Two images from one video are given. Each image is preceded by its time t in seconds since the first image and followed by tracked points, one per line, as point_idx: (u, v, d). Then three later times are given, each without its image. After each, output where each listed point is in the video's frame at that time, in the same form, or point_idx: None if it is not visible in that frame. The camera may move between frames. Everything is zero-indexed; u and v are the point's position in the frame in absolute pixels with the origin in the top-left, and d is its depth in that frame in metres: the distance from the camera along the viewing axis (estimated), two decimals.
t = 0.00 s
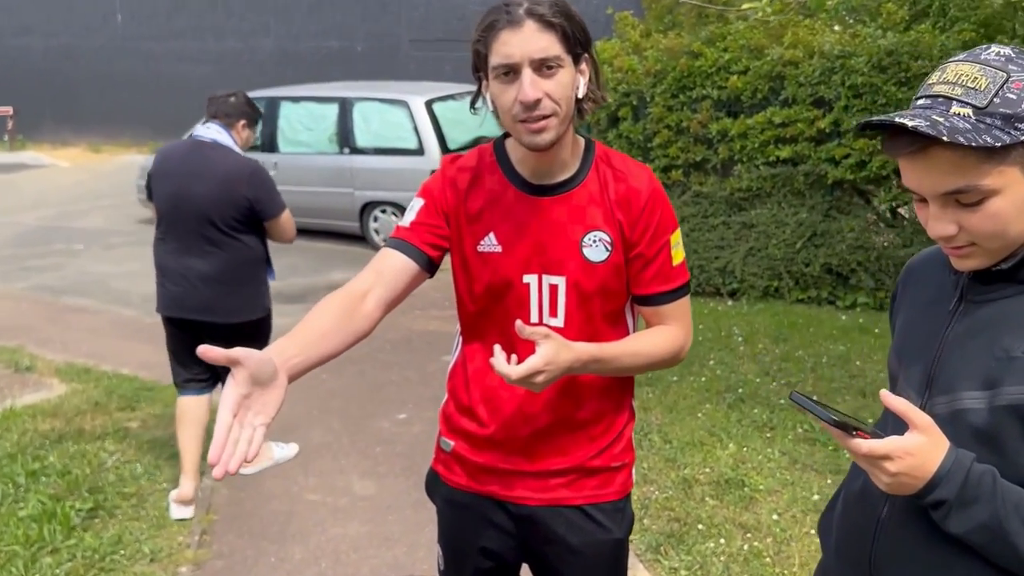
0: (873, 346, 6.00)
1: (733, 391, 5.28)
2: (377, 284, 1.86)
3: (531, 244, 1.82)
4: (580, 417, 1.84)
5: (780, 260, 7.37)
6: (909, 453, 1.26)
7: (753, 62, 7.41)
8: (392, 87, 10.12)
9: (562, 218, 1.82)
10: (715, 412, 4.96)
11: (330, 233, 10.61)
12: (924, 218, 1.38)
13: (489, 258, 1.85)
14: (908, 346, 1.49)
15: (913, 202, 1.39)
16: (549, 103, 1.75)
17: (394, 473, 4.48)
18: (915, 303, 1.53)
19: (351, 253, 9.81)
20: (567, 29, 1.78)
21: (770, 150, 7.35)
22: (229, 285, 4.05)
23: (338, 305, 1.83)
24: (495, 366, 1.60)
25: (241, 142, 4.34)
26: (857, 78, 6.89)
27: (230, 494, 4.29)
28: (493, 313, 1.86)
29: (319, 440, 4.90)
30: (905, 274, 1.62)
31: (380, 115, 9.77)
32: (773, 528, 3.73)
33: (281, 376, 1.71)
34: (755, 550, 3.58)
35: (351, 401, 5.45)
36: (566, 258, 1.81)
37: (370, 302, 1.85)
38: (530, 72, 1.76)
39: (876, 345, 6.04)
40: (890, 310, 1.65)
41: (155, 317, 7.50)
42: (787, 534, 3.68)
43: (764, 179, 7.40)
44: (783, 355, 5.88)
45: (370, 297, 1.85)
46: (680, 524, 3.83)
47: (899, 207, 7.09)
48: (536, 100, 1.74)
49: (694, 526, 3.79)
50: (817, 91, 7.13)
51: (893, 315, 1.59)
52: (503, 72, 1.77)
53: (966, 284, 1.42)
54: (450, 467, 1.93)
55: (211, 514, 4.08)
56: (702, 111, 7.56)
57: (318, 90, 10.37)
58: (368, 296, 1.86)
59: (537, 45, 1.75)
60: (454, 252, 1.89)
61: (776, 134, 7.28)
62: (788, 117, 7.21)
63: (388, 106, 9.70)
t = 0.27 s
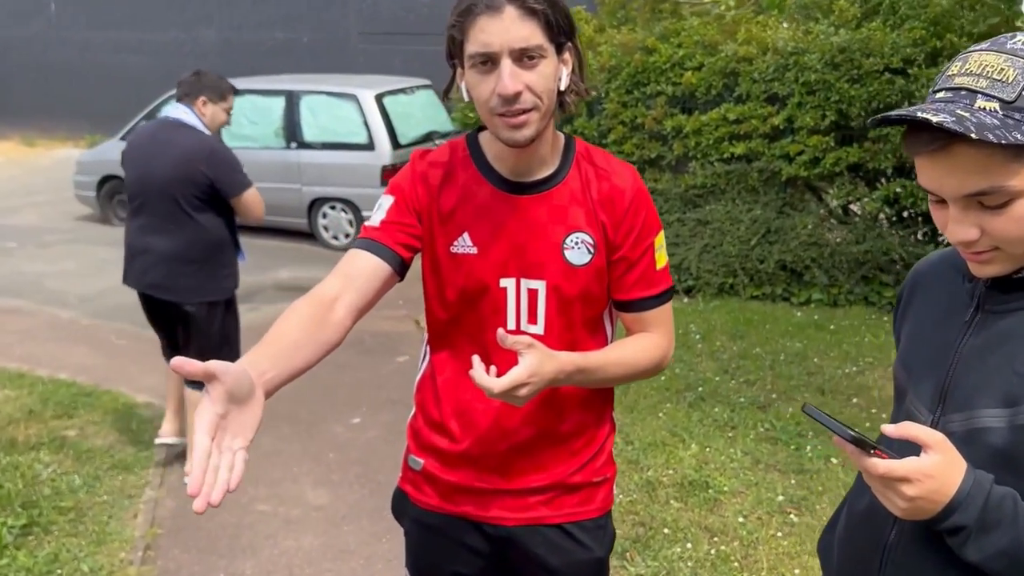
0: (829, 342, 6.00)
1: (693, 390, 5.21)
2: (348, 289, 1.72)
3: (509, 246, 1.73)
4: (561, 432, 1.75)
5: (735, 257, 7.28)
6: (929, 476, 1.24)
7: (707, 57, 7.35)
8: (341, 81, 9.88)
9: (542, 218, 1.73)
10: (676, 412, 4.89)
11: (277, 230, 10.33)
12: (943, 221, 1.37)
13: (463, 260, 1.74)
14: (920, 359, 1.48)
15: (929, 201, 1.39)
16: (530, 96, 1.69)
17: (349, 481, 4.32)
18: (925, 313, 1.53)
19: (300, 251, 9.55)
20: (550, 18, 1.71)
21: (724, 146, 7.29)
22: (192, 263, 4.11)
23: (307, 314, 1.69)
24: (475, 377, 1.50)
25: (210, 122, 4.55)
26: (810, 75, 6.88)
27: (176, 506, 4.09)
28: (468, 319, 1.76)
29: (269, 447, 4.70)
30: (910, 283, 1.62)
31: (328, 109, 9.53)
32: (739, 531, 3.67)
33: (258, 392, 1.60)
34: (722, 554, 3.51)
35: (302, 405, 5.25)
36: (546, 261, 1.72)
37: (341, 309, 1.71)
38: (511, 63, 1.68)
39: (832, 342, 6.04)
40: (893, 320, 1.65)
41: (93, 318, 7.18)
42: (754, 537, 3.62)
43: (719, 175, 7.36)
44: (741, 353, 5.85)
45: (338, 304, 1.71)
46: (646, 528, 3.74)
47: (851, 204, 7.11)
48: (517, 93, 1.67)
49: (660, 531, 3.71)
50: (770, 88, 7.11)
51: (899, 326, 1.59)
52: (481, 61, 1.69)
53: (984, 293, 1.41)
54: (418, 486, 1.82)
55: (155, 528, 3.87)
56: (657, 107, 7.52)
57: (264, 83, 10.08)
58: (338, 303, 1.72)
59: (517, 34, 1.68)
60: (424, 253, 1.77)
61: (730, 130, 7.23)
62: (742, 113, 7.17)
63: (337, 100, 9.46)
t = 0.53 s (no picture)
0: (786, 340, 5.99)
1: (654, 390, 5.11)
2: (353, 284, 1.63)
3: (515, 246, 1.76)
4: (564, 445, 1.84)
5: (688, 254, 7.20)
6: (1001, 508, 1.21)
7: (660, 53, 7.30)
8: (283, 72, 9.57)
9: (551, 216, 1.77)
10: (638, 413, 4.79)
11: (216, 227, 9.96)
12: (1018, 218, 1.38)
13: (466, 259, 1.75)
14: (973, 374, 1.41)
15: (997, 203, 1.41)
16: (541, 84, 1.70)
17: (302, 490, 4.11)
18: (973, 321, 1.46)
19: (241, 248, 9.22)
20: (571, 2, 1.72)
21: (677, 143, 7.24)
22: (109, 259, 4.15)
23: (316, 311, 1.58)
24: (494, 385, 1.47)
25: (134, 109, 4.24)
26: (762, 72, 6.85)
27: (117, 522, 3.84)
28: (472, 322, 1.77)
29: (216, 455, 4.47)
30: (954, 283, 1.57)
31: (270, 101, 9.20)
32: (710, 536, 3.59)
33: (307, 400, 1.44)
34: (695, 560, 3.44)
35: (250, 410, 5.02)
36: (555, 260, 1.76)
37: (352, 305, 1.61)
38: (525, 45, 1.69)
39: (788, 339, 6.03)
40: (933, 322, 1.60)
41: (20, 320, 6.78)
42: (725, 542, 3.55)
43: (672, 172, 7.29)
44: (700, 351, 5.79)
45: (347, 301, 1.61)
46: (615, 535, 3.63)
47: (801, 201, 7.12)
48: (528, 78, 1.68)
49: (630, 537, 3.61)
50: (723, 84, 7.05)
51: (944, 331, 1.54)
52: (493, 39, 1.70)
53: None
54: (408, 510, 1.87)
55: (95, 545, 3.63)
56: (610, 102, 7.43)
57: (202, 74, 9.70)
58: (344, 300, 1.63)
59: (535, 15, 1.68)
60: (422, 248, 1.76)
61: (683, 126, 7.17)
62: (695, 109, 7.10)
63: (278, 92, 9.15)
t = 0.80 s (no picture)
0: (722, 339, 6.01)
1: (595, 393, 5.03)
2: (362, 285, 1.54)
3: (505, 258, 1.74)
4: (546, 462, 1.86)
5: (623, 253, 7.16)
6: None
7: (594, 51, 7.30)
8: (203, 63, 9.19)
9: (539, 224, 1.79)
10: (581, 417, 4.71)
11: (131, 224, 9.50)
12: None
13: (453, 271, 1.71)
14: (990, 402, 1.49)
15: None
16: (543, 78, 1.71)
17: (234, 505, 3.90)
18: (983, 343, 1.54)
19: (158, 246, 8.80)
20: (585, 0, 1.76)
21: (612, 142, 7.18)
22: None
23: (331, 312, 1.47)
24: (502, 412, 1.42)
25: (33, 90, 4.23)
26: (696, 72, 6.87)
27: (30, 544, 3.56)
28: (460, 336, 1.73)
29: (138, 468, 4.21)
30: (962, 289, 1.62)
31: (189, 93, 8.81)
32: (660, 542, 3.55)
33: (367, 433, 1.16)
34: (646, 568, 3.38)
35: (173, 420, 4.75)
36: (546, 270, 1.78)
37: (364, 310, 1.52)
38: (534, 32, 1.70)
39: (724, 338, 6.06)
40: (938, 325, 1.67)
41: None
42: (675, 548, 3.50)
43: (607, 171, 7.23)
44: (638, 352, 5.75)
45: (359, 305, 1.52)
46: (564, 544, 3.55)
47: (731, 200, 7.17)
48: (531, 68, 1.69)
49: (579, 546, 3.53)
50: (657, 84, 7.03)
51: (952, 341, 1.61)
52: (501, 18, 1.70)
53: None
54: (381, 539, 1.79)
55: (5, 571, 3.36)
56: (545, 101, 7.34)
57: (116, 64, 9.24)
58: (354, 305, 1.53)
59: (552, 6, 1.70)
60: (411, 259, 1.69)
61: (618, 125, 7.12)
62: (630, 108, 7.07)
63: (198, 83, 8.77)
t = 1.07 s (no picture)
0: (638, 343, 6.07)
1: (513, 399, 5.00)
2: (327, 277, 1.52)
3: (450, 272, 1.77)
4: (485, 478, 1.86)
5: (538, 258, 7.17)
6: None
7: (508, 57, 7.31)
8: (100, 60, 8.76)
9: (482, 239, 1.82)
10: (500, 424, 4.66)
11: (22, 229, 8.98)
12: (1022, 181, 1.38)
13: (403, 285, 1.73)
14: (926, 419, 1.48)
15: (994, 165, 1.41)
16: (496, 106, 1.73)
17: (137, 526, 3.70)
18: (905, 357, 1.53)
19: (51, 252, 8.34)
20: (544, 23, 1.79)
21: (528, 147, 7.18)
22: None
23: (304, 303, 1.42)
24: (455, 431, 1.23)
25: None
26: (609, 78, 6.93)
27: None
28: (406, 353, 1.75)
29: (31, 491, 3.96)
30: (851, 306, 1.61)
31: (85, 91, 8.39)
32: (582, 551, 3.53)
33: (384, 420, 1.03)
34: None
35: (70, 437, 4.49)
36: (490, 284, 1.83)
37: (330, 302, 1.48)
38: (491, 60, 1.72)
39: (639, 342, 6.12)
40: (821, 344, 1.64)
41: None
42: (597, 556, 3.50)
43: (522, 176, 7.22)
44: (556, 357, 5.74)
45: (327, 297, 1.49)
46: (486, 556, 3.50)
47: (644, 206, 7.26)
48: (487, 95, 1.70)
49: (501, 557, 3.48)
50: (571, 90, 7.07)
51: (856, 362, 1.58)
52: (460, 35, 1.71)
53: (992, 340, 1.45)
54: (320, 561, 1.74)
55: None
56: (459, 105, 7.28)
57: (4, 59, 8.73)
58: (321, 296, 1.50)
59: (514, 33, 1.72)
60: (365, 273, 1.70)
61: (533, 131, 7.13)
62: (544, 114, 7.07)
63: (95, 81, 8.36)
